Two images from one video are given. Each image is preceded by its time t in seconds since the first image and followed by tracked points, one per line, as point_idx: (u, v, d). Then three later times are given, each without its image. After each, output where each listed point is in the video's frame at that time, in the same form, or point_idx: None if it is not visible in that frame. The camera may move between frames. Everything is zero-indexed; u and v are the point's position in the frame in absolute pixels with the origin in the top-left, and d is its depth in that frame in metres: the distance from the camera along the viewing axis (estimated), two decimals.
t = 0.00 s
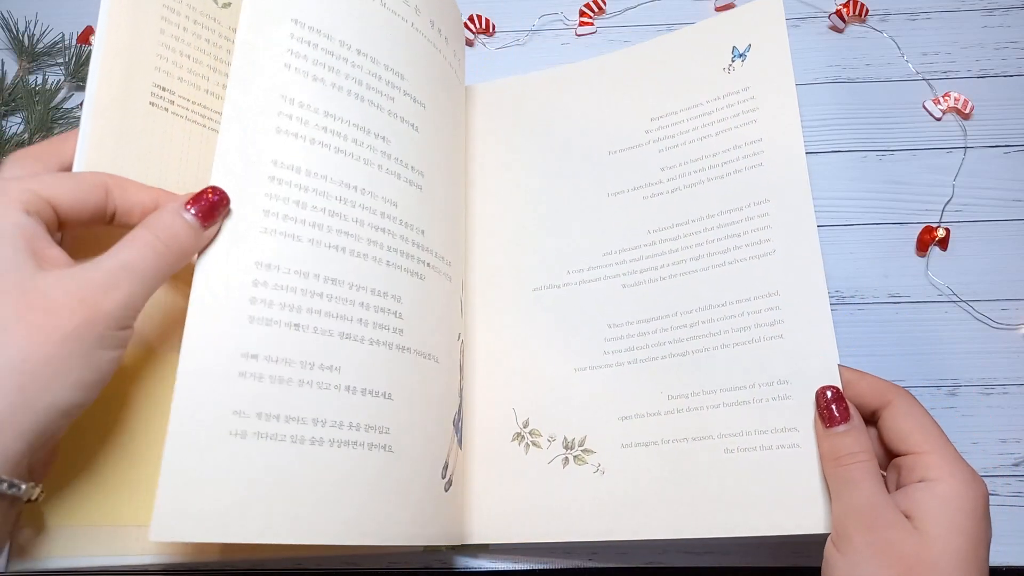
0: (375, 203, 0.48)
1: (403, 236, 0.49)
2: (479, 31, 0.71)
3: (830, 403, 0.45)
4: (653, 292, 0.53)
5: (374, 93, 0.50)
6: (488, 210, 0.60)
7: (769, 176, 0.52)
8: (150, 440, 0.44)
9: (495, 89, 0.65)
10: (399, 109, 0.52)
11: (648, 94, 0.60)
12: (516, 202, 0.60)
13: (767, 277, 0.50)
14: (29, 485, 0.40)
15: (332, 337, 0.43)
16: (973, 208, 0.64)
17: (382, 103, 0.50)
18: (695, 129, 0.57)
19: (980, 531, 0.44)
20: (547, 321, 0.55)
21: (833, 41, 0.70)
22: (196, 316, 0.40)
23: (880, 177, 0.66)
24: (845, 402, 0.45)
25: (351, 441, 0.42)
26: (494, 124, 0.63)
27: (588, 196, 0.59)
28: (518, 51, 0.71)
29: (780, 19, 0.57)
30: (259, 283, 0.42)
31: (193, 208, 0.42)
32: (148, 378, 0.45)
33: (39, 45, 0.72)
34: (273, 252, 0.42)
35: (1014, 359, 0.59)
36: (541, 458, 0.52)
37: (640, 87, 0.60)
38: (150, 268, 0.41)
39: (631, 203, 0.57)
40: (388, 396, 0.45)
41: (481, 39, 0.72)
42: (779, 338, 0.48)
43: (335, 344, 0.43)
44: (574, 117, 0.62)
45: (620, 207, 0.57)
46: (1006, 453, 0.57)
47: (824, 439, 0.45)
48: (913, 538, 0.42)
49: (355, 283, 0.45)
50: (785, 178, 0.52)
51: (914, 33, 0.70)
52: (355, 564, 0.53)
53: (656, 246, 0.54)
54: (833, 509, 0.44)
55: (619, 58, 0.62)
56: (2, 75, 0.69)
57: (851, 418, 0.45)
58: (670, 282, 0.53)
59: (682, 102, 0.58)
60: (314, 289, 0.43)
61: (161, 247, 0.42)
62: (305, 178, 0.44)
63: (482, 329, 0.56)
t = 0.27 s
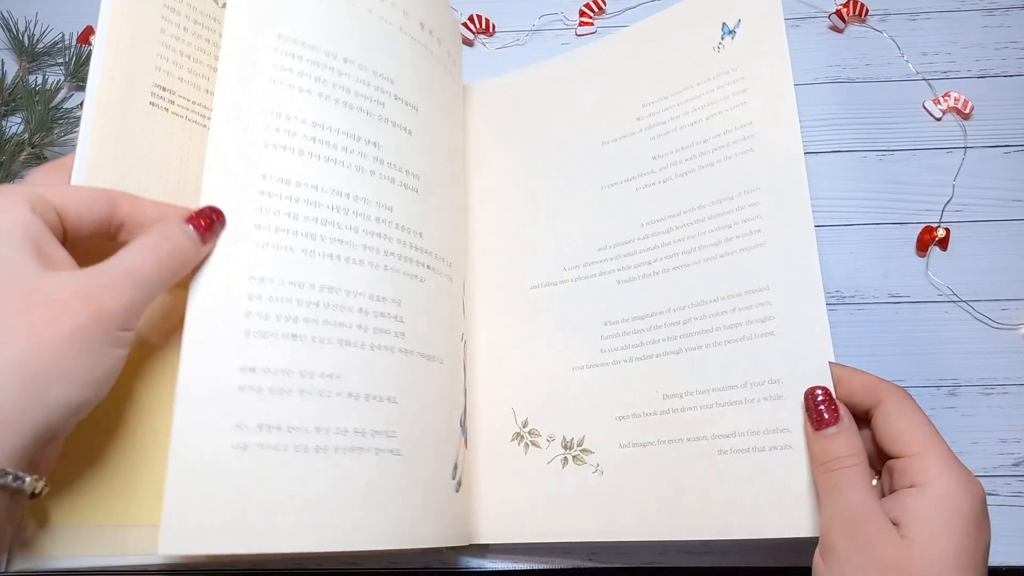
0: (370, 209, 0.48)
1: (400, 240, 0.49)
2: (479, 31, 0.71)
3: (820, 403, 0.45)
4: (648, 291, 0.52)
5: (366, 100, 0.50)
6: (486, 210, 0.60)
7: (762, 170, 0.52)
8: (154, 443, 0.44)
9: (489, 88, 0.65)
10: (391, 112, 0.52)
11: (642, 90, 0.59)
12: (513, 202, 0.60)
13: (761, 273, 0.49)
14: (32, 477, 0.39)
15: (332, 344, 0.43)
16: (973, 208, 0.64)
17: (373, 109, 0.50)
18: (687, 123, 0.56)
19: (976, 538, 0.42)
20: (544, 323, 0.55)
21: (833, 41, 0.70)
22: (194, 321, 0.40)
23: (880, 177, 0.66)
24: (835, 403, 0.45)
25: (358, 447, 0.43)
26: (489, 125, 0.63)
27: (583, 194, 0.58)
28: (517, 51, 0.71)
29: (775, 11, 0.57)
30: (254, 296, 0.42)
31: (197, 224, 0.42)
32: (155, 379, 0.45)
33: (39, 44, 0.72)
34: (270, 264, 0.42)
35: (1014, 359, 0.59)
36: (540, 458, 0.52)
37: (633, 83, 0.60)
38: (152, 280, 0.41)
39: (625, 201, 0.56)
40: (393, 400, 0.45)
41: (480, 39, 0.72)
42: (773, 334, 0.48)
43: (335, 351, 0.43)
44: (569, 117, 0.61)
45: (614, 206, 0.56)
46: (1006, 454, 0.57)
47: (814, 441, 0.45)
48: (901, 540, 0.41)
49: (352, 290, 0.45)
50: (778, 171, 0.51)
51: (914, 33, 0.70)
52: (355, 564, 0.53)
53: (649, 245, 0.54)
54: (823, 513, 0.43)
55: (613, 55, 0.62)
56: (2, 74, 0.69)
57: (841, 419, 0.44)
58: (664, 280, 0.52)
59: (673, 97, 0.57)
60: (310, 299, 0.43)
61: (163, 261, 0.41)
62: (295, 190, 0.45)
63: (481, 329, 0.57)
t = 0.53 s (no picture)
0: (355, 212, 0.47)
1: (388, 242, 0.49)
2: (479, 31, 0.71)
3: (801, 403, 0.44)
4: (636, 292, 0.52)
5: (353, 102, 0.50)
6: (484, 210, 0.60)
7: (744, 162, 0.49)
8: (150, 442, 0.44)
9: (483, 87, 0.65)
10: (375, 115, 0.51)
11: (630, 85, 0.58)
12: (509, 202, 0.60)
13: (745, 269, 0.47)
14: (31, 480, 0.39)
15: (321, 348, 0.43)
16: (973, 208, 0.64)
17: (354, 113, 0.50)
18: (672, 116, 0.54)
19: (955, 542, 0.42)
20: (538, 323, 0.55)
21: (833, 40, 0.70)
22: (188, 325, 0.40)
23: (880, 177, 0.66)
24: (816, 403, 0.43)
25: (352, 450, 0.43)
26: (483, 124, 0.63)
27: (578, 193, 0.58)
28: (517, 51, 0.71)
29: None
30: (244, 302, 0.42)
31: (189, 229, 0.41)
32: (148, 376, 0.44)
33: (39, 44, 0.72)
34: (259, 270, 0.43)
35: (1014, 359, 0.59)
36: (540, 458, 0.52)
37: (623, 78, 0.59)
38: (142, 288, 0.41)
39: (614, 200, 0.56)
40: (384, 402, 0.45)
41: (480, 39, 0.72)
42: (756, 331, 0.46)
43: (324, 355, 0.43)
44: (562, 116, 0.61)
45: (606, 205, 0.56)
46: (1006, 454, 0.57)
47: (795, 443, 0.44)
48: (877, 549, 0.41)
49: (338, 294, 0.45)
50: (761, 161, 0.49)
51: (914, 33, 0.70)
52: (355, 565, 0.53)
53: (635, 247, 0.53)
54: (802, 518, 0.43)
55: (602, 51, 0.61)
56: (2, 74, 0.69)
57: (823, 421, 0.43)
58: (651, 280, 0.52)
59: (661, 91, 0.56)
60: (301, 303, 0.43)
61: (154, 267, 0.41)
62: (285, 196, 0.45)
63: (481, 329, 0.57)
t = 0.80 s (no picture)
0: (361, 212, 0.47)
1: (395, 242, 0.49)
2: (479, 31, 0.71)
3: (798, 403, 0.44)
4: (641, 293, 0.52)
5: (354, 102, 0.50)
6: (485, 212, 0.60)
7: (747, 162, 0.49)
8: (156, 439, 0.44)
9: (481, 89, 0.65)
10: (380, 114, 0.51)
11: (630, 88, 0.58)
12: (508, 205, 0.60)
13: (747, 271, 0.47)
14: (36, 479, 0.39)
15: (330, 349, 0.43)
16: (973, 208, 0.64)
17: (359, 113, 0.50)
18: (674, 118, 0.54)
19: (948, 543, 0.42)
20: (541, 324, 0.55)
21: (833, 41, 0.70)
22: (193, 329, 0.40)
23: (880, 177, 0.66)
24: (814, 403, 0.43)
25: (357, 452, 0.43)
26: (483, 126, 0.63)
27: (578, 194, 0.58)
28: (517, 51, 0.71)
29: None
30: (251, 303, 0.42)
31: (200, 227, 0.41)
32: (152, 374, 0.44)
33: (39, 44, 0.72)
34: (267, 270, 0.42)
35: (1015, 359, 0.59)
36: (540, 458, 0.52)
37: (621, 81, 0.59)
38: (147, 289, 0.41)
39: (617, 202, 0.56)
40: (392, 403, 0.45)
41: (480, 39, 0.72)
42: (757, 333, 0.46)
43: (333, 355, 0.43)
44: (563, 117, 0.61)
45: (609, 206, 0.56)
46: (1006, 454, 0.57)
47: (792, 443, 0.44)
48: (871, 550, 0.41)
49: (348, 294, 0.45)
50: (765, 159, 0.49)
51: (914, 33, 0.70)
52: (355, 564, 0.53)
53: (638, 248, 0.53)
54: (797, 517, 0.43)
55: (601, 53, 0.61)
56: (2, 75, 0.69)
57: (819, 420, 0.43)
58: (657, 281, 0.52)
59: (662, 92, 0.56)
60: (307, 303, 0.43)
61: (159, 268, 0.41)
62: (289, 196, 0.44)
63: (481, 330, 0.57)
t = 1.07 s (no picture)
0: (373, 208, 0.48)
1: (403, 238, 0.49)
2: (479, 31, 0.71)
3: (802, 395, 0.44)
4: (644, 291, 0.52)
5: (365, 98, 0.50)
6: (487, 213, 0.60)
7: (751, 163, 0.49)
8: (162, 432, 0.44)
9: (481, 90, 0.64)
10: (391, 114, 0.52)
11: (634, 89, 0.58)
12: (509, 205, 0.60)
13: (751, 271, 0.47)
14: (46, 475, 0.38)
15: (339, 343, 0.43)
16: (973, 208, 0.64)
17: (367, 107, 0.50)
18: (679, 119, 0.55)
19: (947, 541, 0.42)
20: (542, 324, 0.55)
21: (833, 41, 0.70)
22: (197, 320, 0.40)
23: (880, 177, 0.66)
24: (816, 397, 0.43)
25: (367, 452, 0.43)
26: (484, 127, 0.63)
27: (580, 195, 0.58)
28: (517, 51, 0.71)
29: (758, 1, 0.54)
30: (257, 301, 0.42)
31: (211, 215, 0.41)
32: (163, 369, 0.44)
33: (39, 44, 0.72)
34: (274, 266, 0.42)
35: (1015, 359, 0.59)
36: (540, 458, 0.52)
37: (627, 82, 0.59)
38: (154, 278, 0.41)
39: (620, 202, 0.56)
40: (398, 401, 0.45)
41: (480, 39, 0.72)
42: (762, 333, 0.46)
43: (344, 349, 0.43)
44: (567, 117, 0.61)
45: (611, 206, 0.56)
46: (1006, 454, 0.57)
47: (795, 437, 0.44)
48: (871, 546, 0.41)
49: (358, 289, 0.45)
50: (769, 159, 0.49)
51: (913, 33, 0.70)
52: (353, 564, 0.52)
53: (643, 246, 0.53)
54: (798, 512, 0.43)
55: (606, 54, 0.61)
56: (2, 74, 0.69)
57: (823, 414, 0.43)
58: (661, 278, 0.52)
59: (665, 93, 0.56)
60: (320, 297, 0.43)
61: (167, 257, 0.41)
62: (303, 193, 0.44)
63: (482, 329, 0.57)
